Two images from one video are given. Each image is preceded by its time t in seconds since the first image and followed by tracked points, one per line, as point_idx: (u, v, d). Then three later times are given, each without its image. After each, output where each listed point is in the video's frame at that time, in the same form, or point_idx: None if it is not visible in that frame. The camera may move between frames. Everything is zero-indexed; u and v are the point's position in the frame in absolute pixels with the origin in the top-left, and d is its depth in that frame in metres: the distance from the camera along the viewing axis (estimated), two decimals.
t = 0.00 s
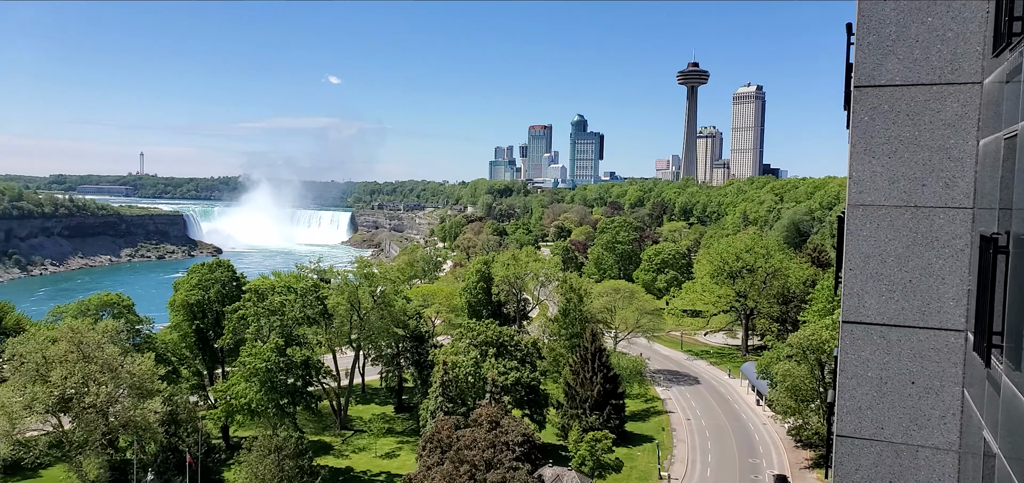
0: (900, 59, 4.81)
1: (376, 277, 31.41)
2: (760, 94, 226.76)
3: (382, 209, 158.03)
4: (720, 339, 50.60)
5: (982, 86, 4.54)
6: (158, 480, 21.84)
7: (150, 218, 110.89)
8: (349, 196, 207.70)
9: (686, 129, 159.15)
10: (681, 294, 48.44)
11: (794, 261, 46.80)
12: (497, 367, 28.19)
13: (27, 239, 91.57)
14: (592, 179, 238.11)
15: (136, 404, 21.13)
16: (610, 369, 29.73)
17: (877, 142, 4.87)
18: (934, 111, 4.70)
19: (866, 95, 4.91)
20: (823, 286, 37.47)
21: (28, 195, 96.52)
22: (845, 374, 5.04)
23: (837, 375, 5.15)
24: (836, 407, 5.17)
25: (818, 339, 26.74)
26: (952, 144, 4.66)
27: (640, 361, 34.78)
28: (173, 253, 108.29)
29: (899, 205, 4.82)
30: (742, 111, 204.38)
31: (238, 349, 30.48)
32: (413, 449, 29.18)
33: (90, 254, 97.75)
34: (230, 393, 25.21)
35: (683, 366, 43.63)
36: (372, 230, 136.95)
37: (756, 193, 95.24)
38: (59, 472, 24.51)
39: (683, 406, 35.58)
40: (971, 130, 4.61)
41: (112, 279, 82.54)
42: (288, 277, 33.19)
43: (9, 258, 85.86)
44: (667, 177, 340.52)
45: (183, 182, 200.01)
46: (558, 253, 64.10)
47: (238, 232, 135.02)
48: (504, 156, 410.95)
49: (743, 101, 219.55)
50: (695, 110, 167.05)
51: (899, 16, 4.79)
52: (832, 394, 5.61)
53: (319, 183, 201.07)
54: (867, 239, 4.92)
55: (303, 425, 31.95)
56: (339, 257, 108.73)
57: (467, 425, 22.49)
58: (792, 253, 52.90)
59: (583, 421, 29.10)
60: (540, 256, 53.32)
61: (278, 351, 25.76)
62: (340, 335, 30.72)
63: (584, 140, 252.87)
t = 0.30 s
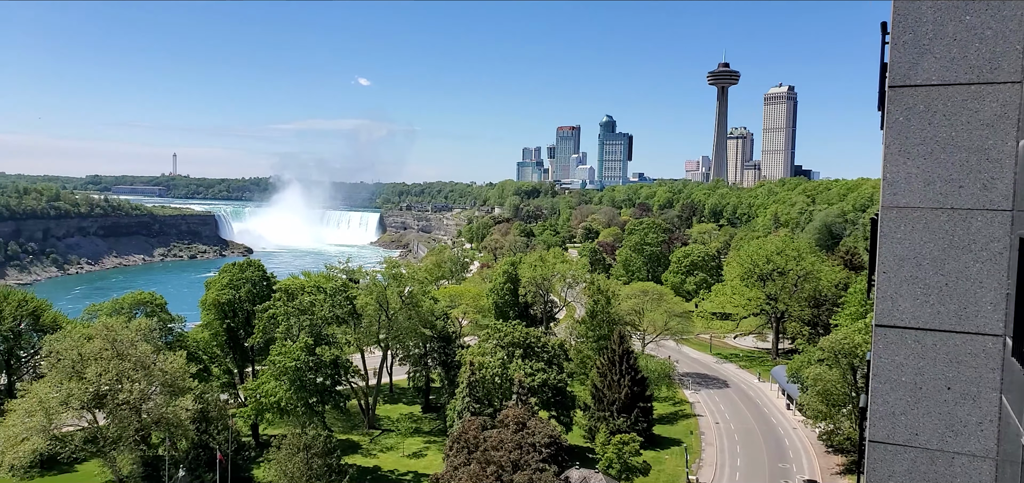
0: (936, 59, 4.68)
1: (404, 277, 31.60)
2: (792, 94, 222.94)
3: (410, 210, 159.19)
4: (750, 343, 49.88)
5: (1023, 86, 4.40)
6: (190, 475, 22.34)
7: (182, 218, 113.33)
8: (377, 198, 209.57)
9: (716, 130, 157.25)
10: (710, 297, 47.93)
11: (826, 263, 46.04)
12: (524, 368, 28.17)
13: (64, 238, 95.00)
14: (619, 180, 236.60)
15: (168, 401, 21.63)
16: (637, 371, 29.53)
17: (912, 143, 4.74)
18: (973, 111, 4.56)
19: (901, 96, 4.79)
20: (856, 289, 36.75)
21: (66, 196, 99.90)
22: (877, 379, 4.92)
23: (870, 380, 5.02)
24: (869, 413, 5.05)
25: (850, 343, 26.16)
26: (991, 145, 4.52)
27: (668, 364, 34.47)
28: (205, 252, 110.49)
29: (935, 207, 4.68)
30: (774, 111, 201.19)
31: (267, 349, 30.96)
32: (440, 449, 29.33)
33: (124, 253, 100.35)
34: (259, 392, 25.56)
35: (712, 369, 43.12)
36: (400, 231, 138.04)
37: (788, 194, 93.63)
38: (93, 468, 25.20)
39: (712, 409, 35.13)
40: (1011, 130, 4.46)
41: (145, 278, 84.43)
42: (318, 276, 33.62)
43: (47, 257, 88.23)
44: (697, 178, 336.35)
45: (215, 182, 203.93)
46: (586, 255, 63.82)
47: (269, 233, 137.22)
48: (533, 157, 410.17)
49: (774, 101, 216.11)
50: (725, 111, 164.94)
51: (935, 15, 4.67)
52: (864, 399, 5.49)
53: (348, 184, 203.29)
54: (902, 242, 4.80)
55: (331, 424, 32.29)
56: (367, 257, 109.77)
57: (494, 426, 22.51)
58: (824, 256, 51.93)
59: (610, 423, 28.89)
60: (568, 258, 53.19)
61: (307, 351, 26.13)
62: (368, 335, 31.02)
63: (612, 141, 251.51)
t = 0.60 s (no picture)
0: (975, 56, 4.53)
1: (433, 278, 31.78)
2: (826, 93, 218.45)
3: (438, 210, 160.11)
4: (782, 346, 49.01)
5: None
6: (223, 472, 23.01)
7: (215, 219, 115.72)
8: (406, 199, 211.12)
9: (748, 130, 154.86)
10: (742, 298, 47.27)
11: (861, 265, 45.07)
12: (553, 369, 28.09)
13: (101, 238, 97.39)
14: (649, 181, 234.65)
15: (201, 399, 22.02)
16: (667, 374, 29.26)
17: (950, 143, 4.61)
18: (1015, 110, 4.40)
19: (940, 94, 4.64)
20: (892, 291, 35.85)
21: (103, 197, 102.58)
22: (913, 383, 4.78)
23: (905, 384, 4.88)
24: (905, 417, 4.92)
25: (886, 346, 25.51)
26: None
27: (699, 366, 34.06)
28: (237, 253, 112.64)
29: (976, 207, 4.52)
30: (807, 111, 197.42)
31: (298, 348, 31.44)
32: (468, 449, 29.43)
33: (159, 253, 102.88)
34: (291, 390, 25.91)
35: (744, 372, 42.50)
36: (430, 231, 138.95)
37: (822, 194, 91.72)
38: (130, 463, 25.91)
39: (743, 412, 34.62)
40: None
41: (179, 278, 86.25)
42: (348, 277, 34.02)
43: (86, 257, 90.73)
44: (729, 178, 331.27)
45: (248, 184, 207.75)
46: (615, 256, 63.34)
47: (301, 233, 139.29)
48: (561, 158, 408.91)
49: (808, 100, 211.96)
50: (757, 110, 162.42)
51: (975, 11, 4.53)
52: (900, 403, 5.36)
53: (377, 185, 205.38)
54: (939, 243, 4.65)
55: (361, 423, 32.65)
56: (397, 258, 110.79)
57: (522, 427, 22.47)
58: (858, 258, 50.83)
59: (639, 426, 28.66)
60: (596, 259, 52.92)
61: (337, 350, 26.44)
62: (398, 335, 31.32)
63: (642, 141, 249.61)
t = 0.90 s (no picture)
0: (1012, 55, 4.40)
1: (457, 277, 31.88)
2: (857, 92, 214.27)
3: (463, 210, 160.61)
4: (810, 349, 48.17)
5: None
6: (248, 469, 23.52)
7: (243, 217, 117.69)
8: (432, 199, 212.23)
9: (777, 130, 152.53)
10: (769, 301, 46.58)
11: (891, 268, 44.17)
12: (577, 370, 27.97)
13: (132, 236, 99.59)
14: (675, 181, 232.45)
15: (228, 396, 22.38)
16: (692, 376, 29.00)
17: (985, 143, 4.48)
18: None
19: (975, 93, 4.51)
20: (923, 294, 35.00)
21: (134, 195, 105.07)
22: (945, 388, 4.65)
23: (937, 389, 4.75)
24: (935, 423, 4.80)
25: (916, 350, 24.91)
26: None
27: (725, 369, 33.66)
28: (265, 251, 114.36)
29: (1011, 209, 4.39)
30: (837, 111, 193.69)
31: (324, 345, 31.79)
32: (491, 449, 29.49)
33: (188, 251, 105.21)
34: (316, 388, 26.20)
35: (770, 375, 41.88)
36: (454, 231, 139.54)
37: (852, 196, 89.93)
38: (159, 457, 26.47)
39: (769, 416, 34.11)
40: None
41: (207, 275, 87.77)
42: (373, 276, 34.27)
43: (116, 254, 93.70)
44: (756, 178, 326.70)
45: (276, 183, 210.71)
46: (641, 257, 62.88)
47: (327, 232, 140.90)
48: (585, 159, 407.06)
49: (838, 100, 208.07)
50: (785, 110, 159.91)
51: (1012, 10, 4.41)
52: (929, 408, 5.23)
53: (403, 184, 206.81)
54: (972, 246, 4.52)
55: (385, 421, 32.92)
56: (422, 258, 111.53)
57: (545, 428, 22.36)
58: (888, 260, 49.75)
59: (664, 428, 28.40)
60: (621, 259, 52.58)
61: (363, 349, 26.67)
62: (422, 334, 31.51)
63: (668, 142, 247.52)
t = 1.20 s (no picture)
0: None
1: (484, 277, 31.97)
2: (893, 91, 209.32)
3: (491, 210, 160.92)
4: (842, 352, 47.14)
5: None
6: (278, 465, 23.95)
7: (274, 217, 120.07)
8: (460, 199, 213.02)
9: (809, 130, 149.60)
10: (800, 303, 45.80)
11: (925, 270, 43.11)
12: (605, 371, 27.80)
13: (165, 235, 102.42)
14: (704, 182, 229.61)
15: (259, 393, 22.81)
16: (722, 378, 28.58)
17: None
18: None
19: (1013, 94, 4.42)
20: (960, 297, 33.95)
21: (168, 195, 108.37)
22: (982, 393, 4.56)
23: (974, 394, 4.67)
24: (971, 429, 4.72)
25: (952, 354, 24.20)
26: None
27: (755, 371, 33.17)
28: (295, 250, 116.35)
29: None
30: (872, 110, 189.20)
31: (353, 344, 32.10)
32: (519, 449, 29.52)
33: (219, 250, 107.99)
34: (345, 386, 26.52)
35: (801, 378, 41.11)
36: (482, 231, 139.93)
37: (887, 197, 87.80)
38: (191, 453, 27.06)
39: (800, 420, 33.47)
40: None
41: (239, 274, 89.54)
42: (402, 275, 34.59)
43: (150, 253, 96.28)
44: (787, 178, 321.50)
45: (307, 183, 213.76)
46: (670, 257, 62.20)
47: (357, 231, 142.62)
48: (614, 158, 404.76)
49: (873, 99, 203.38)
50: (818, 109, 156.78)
51: None
52: (966, 412, 5.11)
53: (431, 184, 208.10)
54: (1012, 247, 4.39)
55: (413, 420, 33.21)
56: (450, 258, 112.25)
57: (573, 428, 22.37)
58: (924, 262, 48.48)
59: (692, 430, 28.10)
60: (650, 260, 52.14)
61: (391, 347, 26.89)
62: (449, 334, 31.71)
63: (698, 142, 244.71)
